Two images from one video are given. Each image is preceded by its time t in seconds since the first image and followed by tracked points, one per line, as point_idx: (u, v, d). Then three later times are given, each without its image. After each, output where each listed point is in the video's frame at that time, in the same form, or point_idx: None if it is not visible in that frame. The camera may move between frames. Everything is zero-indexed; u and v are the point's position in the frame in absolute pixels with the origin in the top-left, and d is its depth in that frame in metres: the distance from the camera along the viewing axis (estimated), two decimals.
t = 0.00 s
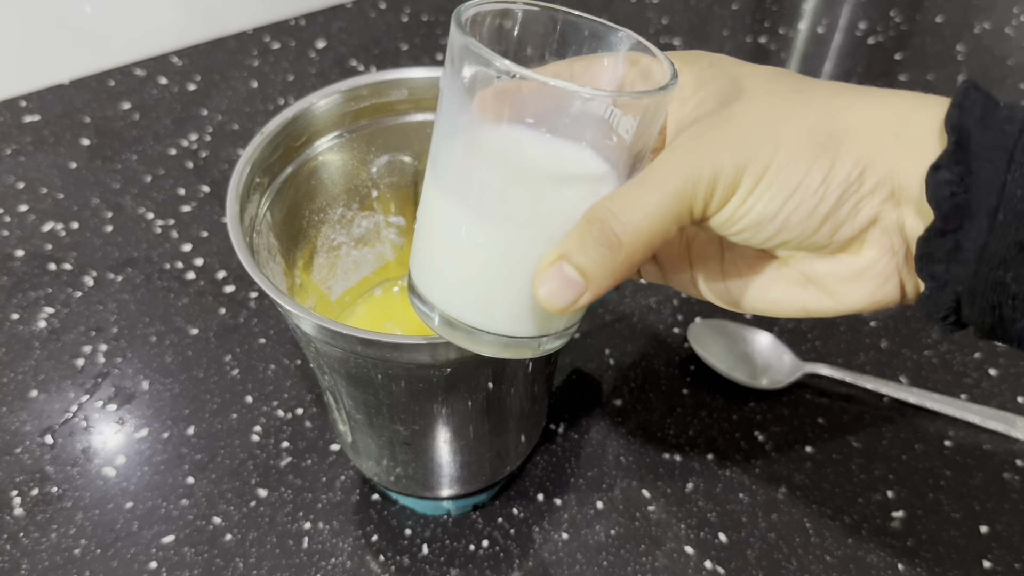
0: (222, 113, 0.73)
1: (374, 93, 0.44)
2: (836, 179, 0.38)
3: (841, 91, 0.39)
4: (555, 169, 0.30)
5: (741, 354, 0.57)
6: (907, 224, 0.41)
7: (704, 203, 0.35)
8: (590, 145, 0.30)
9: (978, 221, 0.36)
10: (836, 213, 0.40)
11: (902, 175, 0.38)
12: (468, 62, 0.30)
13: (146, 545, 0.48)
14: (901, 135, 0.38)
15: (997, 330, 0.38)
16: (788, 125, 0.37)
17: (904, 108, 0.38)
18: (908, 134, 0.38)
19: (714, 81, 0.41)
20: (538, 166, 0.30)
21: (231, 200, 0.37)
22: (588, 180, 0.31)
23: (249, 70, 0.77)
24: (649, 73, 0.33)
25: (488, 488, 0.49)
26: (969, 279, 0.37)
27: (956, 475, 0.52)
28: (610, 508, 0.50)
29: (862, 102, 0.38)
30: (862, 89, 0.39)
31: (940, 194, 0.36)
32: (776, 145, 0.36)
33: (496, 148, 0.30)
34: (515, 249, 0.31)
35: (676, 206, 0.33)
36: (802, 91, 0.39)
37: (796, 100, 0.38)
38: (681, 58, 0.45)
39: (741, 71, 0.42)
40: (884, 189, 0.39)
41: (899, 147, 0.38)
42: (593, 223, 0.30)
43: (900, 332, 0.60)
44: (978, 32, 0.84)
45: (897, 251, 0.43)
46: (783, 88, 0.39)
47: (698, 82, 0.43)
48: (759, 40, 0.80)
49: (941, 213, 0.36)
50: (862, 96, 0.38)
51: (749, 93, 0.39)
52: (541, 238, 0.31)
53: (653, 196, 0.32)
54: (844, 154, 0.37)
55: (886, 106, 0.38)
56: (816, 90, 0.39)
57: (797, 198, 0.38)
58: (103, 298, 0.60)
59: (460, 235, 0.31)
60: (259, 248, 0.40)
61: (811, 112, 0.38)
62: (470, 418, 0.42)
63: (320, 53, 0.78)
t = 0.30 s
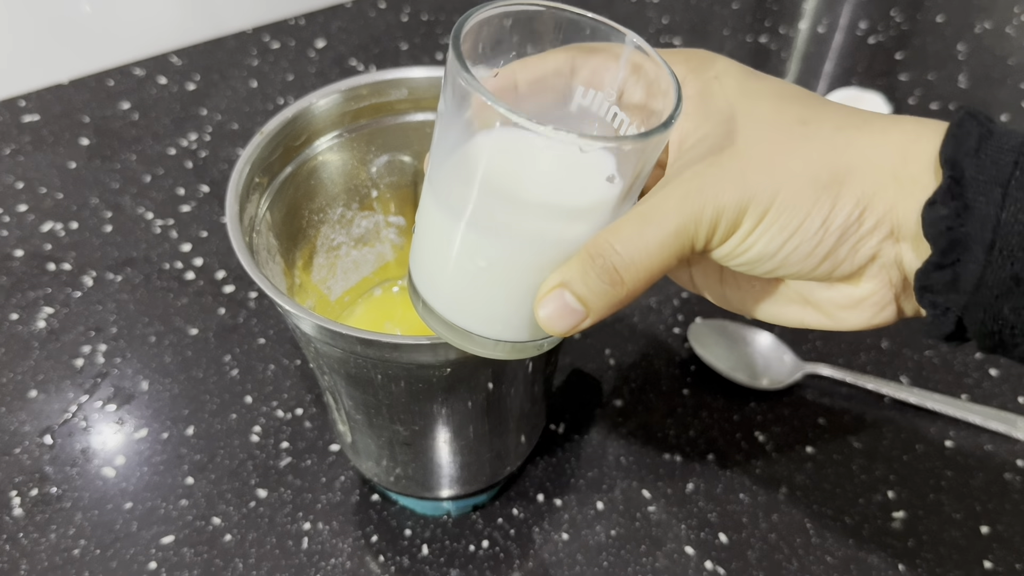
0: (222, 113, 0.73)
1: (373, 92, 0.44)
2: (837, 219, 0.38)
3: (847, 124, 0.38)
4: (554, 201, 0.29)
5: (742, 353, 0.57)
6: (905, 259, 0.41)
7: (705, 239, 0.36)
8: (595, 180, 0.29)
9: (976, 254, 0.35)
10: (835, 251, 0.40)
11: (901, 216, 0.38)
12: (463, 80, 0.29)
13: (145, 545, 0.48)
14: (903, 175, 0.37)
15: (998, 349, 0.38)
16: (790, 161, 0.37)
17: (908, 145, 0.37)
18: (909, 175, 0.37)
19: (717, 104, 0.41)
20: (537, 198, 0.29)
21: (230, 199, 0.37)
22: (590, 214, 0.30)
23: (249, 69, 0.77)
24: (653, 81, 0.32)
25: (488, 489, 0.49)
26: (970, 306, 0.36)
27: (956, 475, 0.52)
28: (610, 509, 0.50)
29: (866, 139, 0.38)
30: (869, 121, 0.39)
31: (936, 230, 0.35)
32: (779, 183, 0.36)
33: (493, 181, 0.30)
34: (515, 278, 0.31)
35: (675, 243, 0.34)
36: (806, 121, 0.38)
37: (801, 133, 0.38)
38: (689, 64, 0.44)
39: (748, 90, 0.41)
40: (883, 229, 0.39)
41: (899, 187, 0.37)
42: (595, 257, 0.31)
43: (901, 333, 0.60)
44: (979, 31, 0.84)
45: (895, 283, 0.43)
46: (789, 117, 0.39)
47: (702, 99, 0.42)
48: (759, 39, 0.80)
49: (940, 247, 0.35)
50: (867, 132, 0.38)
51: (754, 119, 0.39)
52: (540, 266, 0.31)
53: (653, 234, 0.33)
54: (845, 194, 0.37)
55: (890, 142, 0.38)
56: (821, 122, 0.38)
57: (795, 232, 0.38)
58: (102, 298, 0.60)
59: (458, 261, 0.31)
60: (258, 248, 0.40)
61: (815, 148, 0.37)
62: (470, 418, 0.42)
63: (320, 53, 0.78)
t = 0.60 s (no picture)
0: (222, 113, 0.73)
1: (373, 92, 0.44)
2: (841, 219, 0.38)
3: (857, 121, 0.38)
4: (553, 195, 0.29)
5: (743, 354, 0.57)
6: (910, 259, 0.40)
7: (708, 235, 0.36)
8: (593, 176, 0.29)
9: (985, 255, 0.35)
10: (840, 252, 0.40)
11: (906, 218, 0.38)
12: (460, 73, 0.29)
13: (145, 545, 0.48)
14: (911, 177, 0.37)
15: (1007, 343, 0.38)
16: (796, 158, 0.36)
17: (918, 145, 0.37)
18: (918, 176, 0.37)
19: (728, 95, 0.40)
20: (535, 190, 0.29)
21: (230, 199, 0.37)
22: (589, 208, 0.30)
23: (248, 69, 0.77)
24: (658, 66, 0.32)
25: (488, 489, 0.49)
26: (977, 302, 0.36)
27: (957, 476, 0.52)
28: (610, 509, 0.50)
29: (875, 139, 0.37)
30: (880, 120, 0.38)
31: (944, 231, 0.35)
32: (785, 181, 0.36)
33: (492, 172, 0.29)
34: (515, 270, 0.31)
35: (676, 238, 0.34)
36: (816, 117, 0.38)
37: (809, 130, 0.37)
38: (700, 52, 0.44)
39: (759, 81, 0.41)
40: (889, 230, 0.39)
41: (907, 189, 0.37)
42: (594, 249, 0.31)
43: (902, 333, 0.60)
44: (979, 31, 0.84)
45: (900, 283, 0.43)
46: (799, 112, 0.38)
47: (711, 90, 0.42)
48: (759, 39, 0.80)
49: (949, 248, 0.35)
50: (877, 131, 0.37)
51: (763, 114, 0.38)
52: (538, 259, 0.31)
53: (654, 229, 0.33)
54: (851, 194, 0.37)
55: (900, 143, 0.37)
56: (831, 119, 0.38)
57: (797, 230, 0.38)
58: (102, 298, 0.60)
59: (459, 252, 0.31)
60: (258, 247, 0.40)
61: (823, 147, 0.37)
62: (470, 418, 0.42)
63: (320, 53, 0.78)
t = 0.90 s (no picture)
0: (222, 113, 0.73)
1: (373, 92, 0.44)
2: (859, 154, 0.36)
3: (871, 37, 0.34)
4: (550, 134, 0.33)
5: (743, 354, 0.57)
6: (946, 183, 0.36)
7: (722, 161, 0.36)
8: (605, 81, 0.33)
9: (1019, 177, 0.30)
10: (861, 179, 0.38)
11: (928, 144, 0.34)
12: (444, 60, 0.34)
13: (145, 545, 0.48)
14: (931, 105, 0.33)
15: None
16: (802, 90, 0.35)
17: (939, 65, 0.33)
18: (937, 105, 0.33)
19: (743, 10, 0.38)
20: (532, 134, 0.34)
21: (230, 200, 0.37)
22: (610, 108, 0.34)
23: (248, 69, 0.77)
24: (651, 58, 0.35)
25: (488, 489, 0.49)
26: (1017, 226, 0.32)
27: (957, 476, 0.52)
28: (610, 509, 0.50)
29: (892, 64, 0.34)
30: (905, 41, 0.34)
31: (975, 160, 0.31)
32: (783, 111, 0.35)
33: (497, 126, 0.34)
34: (543, 191, 0.36)
35: (678, 160, 0.35)
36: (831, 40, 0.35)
37: (818, 59, 0.35)
38: None
39: None
40: (912, 161, 0.36)
41: (925, 118, 0.33)
42: (598, 175, 0.34)
43: (902, 332, 0.59)
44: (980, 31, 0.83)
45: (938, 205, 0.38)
46: (811, 28, 0.36)
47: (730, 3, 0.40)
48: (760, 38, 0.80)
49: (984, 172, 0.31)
50: (893, 50, 0.34)
51: (770, 32, 0.36)
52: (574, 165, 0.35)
53: (654, 153, 0.34)
54: (863, 126, 0.35)
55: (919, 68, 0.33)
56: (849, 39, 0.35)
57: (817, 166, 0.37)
58: (102, 298, 0.60)
59: (499, 179, 0.37)
60: (258, 247, 0.40)
61: (833, 79, 0.35)
62: (471, 418, 0.42)
63: (320, 53, 0.78)
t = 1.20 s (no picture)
0: (224, 114, 0.73)
1: (374, 93, 0.45)
2: (788, 105, 0.32)
3: None
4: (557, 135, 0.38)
5: (741, 353, 0.57)
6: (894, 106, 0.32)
7: (702, 124, 0.35)
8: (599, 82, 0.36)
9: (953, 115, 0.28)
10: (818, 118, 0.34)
11: (853, 89, 0.30)
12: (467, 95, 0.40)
13: (148, 543, 0.48)
14: (838, 51, 0.29)
15: None
16: (700, 53, 0.32)
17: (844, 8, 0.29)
18: (843, 50, 0.29)
19: None
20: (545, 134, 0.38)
21: (233, 202, 0.38)
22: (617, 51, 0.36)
23: (250, 71, 0.77)
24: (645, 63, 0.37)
25: (487, 487, 0.49)
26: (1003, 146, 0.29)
27: (954, 475, 0.52)
28: (610, 507, 0.51)
29: None
30: None
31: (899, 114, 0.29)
32: (713, 85, 0.32)
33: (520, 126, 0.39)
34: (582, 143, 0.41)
35: (658, 132, 0.35)
36: None
37: (701, 10, 0.32)
38: None
39: None
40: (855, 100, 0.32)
41: (830, 53, 0.30)
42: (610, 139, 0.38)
43: (900, 332, 0.60)
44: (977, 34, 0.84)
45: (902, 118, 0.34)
46: None
47: None
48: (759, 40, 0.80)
49: (906, 120, 0.29)
50: None
51: None
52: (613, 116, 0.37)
53: (634, 126, 0.35)
54: (788, 76, 0.31)
55: None
56: None
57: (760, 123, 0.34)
58: (105, 298, 0.60)
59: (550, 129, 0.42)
60: (260, 248, 0.41)
61: (720, 34, 0.32)
62: (471, 417, 0.42)
63: (321, 55, 0.79)
